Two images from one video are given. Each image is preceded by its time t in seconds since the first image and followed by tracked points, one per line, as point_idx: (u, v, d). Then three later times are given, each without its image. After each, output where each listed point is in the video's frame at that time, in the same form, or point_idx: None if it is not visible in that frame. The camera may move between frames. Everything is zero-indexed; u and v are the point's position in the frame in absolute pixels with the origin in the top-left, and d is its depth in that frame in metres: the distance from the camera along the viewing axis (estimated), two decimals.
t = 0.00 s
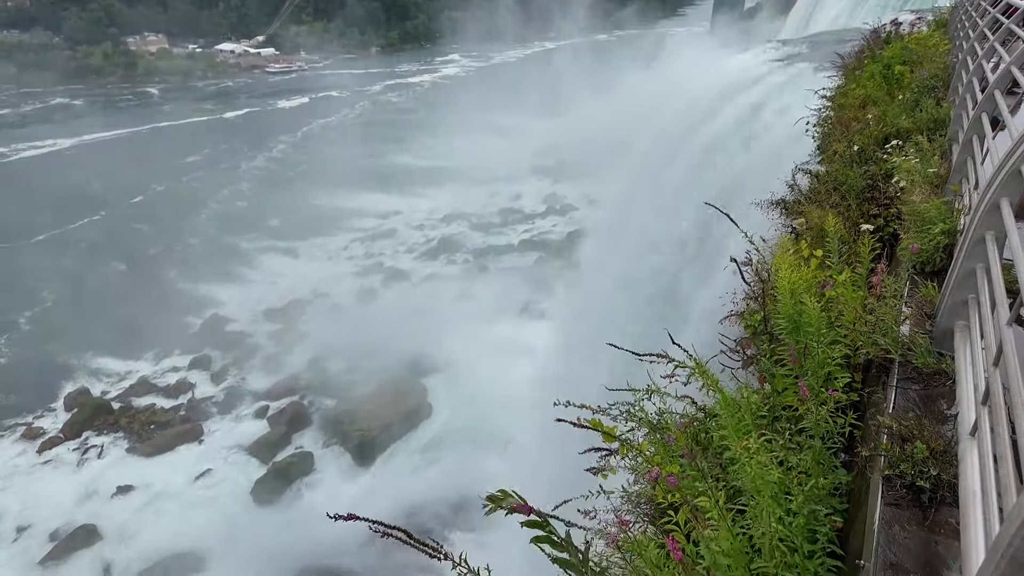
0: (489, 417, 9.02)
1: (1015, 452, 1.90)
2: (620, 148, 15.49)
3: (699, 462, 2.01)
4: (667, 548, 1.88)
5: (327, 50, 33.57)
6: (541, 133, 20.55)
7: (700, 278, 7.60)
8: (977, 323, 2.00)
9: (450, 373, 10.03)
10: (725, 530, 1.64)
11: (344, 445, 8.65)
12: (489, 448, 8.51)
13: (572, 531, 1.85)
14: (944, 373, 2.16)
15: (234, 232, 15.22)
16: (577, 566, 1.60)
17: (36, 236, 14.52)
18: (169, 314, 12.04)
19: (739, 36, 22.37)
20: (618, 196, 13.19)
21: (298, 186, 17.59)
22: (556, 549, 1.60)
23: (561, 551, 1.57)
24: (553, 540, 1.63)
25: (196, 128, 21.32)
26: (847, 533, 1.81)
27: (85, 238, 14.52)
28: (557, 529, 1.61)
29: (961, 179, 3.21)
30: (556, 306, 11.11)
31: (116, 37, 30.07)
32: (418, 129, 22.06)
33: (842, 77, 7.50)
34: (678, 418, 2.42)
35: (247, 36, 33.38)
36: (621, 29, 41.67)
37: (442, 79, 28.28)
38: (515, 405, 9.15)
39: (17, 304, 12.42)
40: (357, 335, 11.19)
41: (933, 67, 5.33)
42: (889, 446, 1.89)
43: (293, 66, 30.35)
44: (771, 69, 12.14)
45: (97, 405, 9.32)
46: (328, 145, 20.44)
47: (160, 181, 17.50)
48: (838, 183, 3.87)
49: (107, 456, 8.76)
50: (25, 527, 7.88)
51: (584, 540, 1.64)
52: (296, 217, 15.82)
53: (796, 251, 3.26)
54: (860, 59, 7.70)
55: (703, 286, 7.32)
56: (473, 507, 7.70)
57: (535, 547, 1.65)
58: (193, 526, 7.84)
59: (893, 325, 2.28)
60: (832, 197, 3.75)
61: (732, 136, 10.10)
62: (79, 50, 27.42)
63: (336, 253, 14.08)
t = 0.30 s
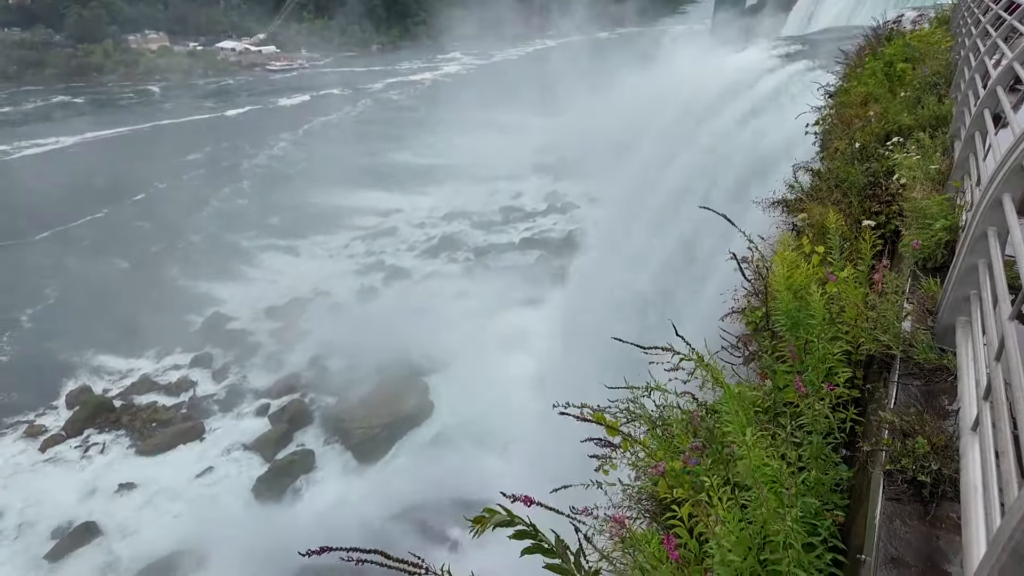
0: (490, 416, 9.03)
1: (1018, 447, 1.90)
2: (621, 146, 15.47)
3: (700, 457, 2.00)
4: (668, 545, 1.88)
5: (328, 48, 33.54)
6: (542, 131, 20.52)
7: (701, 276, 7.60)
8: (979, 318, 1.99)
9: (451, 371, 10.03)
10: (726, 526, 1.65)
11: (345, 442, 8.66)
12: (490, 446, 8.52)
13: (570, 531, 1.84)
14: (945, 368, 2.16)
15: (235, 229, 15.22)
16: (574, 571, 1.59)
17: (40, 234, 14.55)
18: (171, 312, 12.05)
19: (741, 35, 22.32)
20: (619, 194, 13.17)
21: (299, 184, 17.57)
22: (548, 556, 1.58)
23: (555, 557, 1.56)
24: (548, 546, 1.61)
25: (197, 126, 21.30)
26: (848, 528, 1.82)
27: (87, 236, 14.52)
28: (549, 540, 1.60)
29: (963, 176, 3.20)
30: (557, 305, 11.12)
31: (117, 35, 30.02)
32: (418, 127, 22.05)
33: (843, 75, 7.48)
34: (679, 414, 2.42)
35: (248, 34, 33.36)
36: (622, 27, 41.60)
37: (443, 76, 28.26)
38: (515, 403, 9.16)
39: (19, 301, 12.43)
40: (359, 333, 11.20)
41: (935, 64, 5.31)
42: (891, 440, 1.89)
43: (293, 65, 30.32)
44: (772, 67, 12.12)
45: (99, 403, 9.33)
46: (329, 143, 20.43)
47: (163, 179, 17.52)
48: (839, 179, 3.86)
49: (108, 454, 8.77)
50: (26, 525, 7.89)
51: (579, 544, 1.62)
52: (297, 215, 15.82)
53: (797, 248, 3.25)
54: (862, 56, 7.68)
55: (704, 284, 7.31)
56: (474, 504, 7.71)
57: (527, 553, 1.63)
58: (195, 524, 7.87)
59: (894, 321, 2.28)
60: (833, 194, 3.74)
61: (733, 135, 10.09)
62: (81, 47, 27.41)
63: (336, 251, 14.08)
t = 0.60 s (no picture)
0: (491, 413, 9.04)
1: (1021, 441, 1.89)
2: (623, 143, 15.45)
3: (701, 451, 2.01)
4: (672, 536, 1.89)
5: (329, 45, 33.51)
6: (543, 129, 20.51)
7: (703, 274, 7.60)
8: (982, 313, 1.99)
9: (453, 369, 10.04)
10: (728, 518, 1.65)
11: (347, 440, 8.69)
12: (491, 443, 8.54)
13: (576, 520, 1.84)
14: (948, 363, 2.16)
15: (237, 227, 15.23)
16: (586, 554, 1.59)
17: (43, 231, 14.56)
18: (173, 310, 12.07)
19: (743, 32, 22.27)
20: (621, 192, 13.16)
21: (301, 182, 17.57)
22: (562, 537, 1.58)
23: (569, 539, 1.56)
24: (567, 525, 1.63)
25: (199, 124, 21.32)
26: (850, 521, 1.82)
27: (89, 234, 14.54)
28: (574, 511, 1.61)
29: (966, 171, 3.20)
30: (559, 302, 11.14)
31: (119, 33, 30.01)
32: (420, 125, 22.04)
33: (846, 72, 7.46)
34: (680, 409, 2.43)
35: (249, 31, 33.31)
36: (625, 24, 41.47)
37: (445, 74, 28.23)
38: (517, 401, 9.18)
39: (22, 299, 12.46)
40: (361, 331, 11.23)
41: (938, 61, 5.30)
42: (894, 434, 1.90)
43: (295, 62, 30.31)
44: (774, 65, 12.09)
45: (101, 400, 9.36)
46: (330, 141, 20.42)
47: (167, 176, 17.56)
48: (842, 176, 3.86)
49: (111, 450, 8.80)
50: (30, 521, 7.92)
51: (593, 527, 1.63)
52: (299, 213, 15.83)
53: (799, 244, 3.25)
54: (864, 53, 7.66)
55: (706, 282, 7.32)
56: (475, 502, 7.73)
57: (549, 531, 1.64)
58: (197, 521, 7.90)
59: (897, 315, 2.28)
60: (835, 191, 3.74)
61: (735, 133, 10.07)
62: (83, 45, 27.40)
63: (338, 249, 14.09)
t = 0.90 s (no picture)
0: (494, 411, 9.07)
1: None
2: (628, 141, 15.41)
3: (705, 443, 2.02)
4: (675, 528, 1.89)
5: (333, 42, 33.49)
6: (547, 126, 20.47)
7: (707, 272, 7.59)
8: (987, 306, 1.99)
9: (456, 366, 10.07)
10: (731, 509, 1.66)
11: (351, 436, 8.73)
12: (494, 441, 8.57)
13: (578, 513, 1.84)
14: (952, 356, 2.16)
15: (242, 223, 15.27)
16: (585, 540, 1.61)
17: (51, 226, 14.62)
18: (179, 306, 12.13)
19: (749, 28, 22.15)
20: (625, 189, 13.14)
21: (305, 179, 17.58)
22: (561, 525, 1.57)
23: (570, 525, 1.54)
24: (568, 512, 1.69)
25: (203, 120, 21.36)
26: (854, 513, 1.82)
27: (94, 230, 14.59)
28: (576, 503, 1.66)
29: (972, 167, 3.19)
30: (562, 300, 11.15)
31: (124, 29, 30.05)
32: (424, 121, 22.02)
33: (851, 68, 7.42)
34: (683, 402, 2.45)
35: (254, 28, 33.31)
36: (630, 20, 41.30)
37: (449, 71, 28.19)
38: (519, 399, 9.20)
39: (29, 294, 12.51)
40: (365, 328, 11.27)
41: (945, 56, 5.27)
42: (898, 426, 1.89)
43: (299, 59, 30.32)
44: (780, 61, 12.04)
45: (107, 397, 9.41)
46: (334, 137, 20.43)
47: (172, 172, 17.59)
48: (847, 172, 3.85)
49: (116, 446, 8.86)
50: (36, 515, 7.97)
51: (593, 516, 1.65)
52: (303, 209, 15.85)
53: (803, 241, 3.25)
54: (870, 50, 7.61)
55: (711, 281, 7.31)
56: (478, 499, 7.75)
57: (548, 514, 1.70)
58: (202, 516, 7.94)
59: (901, 309, 2.29)
60: (840, 186, 3.73)
61: (740, 131, 10.05)
62: (88, 41, 27.42)
63: (342, 246, 14.10)
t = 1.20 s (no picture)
0: (500, 406, 9.10)
1: None
2: (635, 136, 15.37)
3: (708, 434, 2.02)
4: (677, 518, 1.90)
5: (341, 37, 33.49)
6: (555, 121, 20.44)
7: (714, 269, 7.60)
8: (995, 297, 1.98)
9: (463, 361, 10.11)
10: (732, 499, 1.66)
11: (357, 430, 8.80)
12: (501, 436, 8.61)
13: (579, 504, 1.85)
14: (960, 347, 2.15)
15: (249, 218, 15.34)
16: (578, 531, 1.59)
17: (63, 220, 14.71)
18: (188, 301, 12.21)
19: (758, 23, 22.02)
20: (632, 185, 13.11)
21: (312, 174, 17.63)
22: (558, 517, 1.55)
23: (563, 515, 1.52)
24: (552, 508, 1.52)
25: (211, 115, 21.43)
26: (861, 502, 1.81)
27: (104, 223, 14.68)
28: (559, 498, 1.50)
29: (982, 159, 3.17)
30: (568, 297, 11.16)
31: (133, 24, 30.15)
32: (432, 116, 22.02)
33: (861, 62, 7.36)
34: (689, 394, 2.46)
35: (262, 23, 33.36)
36: (639, 15, 41.09)
37: (456, 65, 28.15)
38: (525, 394, 9.23)
39: (40, 287, 12.61)
40: (372, 322, 11.32)
41: (956, 49, 5.22)
42: (904, 415, 1.89)
43: (307, 54, 30.35)
44: (789, 56, 11.97)
45: (116, 389, 9.49)
46: (341, 132, 20.46)
47: (181, 166, 17.68)
48: (856, 166, 3.83)
49: (126, 438, 8.95)
50: (47, 506, 8.06)
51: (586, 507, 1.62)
52: (310, 204, 15.89)
53: (810, 235, 3.24)
54: (880, 44, 7.55)
55: (717, 277, 7.31)
56: (483, 493, 7.80)
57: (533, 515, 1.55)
58: (209, 508, 8.02)
59: (909, 300, 2.28)
60: (849, 180, 3.71)
61: (748, 126, 10.02)
62: (97, 36, 27.55)
63: (349, 240, 14.15)
